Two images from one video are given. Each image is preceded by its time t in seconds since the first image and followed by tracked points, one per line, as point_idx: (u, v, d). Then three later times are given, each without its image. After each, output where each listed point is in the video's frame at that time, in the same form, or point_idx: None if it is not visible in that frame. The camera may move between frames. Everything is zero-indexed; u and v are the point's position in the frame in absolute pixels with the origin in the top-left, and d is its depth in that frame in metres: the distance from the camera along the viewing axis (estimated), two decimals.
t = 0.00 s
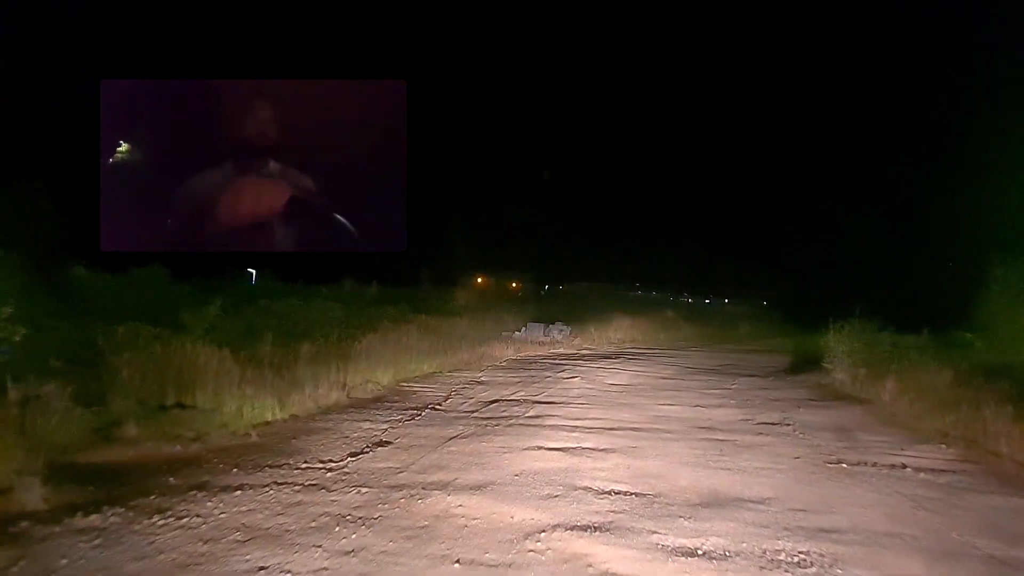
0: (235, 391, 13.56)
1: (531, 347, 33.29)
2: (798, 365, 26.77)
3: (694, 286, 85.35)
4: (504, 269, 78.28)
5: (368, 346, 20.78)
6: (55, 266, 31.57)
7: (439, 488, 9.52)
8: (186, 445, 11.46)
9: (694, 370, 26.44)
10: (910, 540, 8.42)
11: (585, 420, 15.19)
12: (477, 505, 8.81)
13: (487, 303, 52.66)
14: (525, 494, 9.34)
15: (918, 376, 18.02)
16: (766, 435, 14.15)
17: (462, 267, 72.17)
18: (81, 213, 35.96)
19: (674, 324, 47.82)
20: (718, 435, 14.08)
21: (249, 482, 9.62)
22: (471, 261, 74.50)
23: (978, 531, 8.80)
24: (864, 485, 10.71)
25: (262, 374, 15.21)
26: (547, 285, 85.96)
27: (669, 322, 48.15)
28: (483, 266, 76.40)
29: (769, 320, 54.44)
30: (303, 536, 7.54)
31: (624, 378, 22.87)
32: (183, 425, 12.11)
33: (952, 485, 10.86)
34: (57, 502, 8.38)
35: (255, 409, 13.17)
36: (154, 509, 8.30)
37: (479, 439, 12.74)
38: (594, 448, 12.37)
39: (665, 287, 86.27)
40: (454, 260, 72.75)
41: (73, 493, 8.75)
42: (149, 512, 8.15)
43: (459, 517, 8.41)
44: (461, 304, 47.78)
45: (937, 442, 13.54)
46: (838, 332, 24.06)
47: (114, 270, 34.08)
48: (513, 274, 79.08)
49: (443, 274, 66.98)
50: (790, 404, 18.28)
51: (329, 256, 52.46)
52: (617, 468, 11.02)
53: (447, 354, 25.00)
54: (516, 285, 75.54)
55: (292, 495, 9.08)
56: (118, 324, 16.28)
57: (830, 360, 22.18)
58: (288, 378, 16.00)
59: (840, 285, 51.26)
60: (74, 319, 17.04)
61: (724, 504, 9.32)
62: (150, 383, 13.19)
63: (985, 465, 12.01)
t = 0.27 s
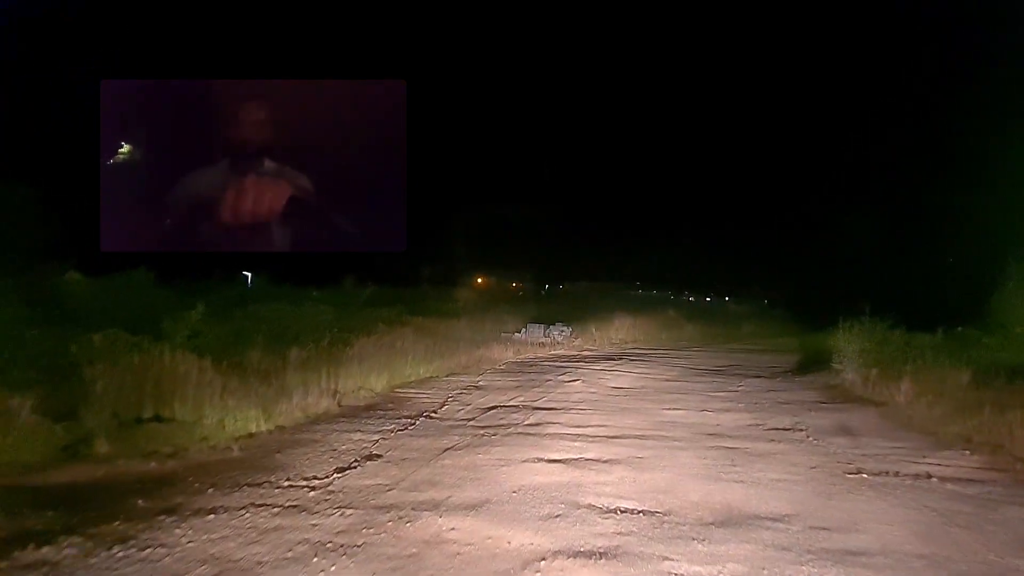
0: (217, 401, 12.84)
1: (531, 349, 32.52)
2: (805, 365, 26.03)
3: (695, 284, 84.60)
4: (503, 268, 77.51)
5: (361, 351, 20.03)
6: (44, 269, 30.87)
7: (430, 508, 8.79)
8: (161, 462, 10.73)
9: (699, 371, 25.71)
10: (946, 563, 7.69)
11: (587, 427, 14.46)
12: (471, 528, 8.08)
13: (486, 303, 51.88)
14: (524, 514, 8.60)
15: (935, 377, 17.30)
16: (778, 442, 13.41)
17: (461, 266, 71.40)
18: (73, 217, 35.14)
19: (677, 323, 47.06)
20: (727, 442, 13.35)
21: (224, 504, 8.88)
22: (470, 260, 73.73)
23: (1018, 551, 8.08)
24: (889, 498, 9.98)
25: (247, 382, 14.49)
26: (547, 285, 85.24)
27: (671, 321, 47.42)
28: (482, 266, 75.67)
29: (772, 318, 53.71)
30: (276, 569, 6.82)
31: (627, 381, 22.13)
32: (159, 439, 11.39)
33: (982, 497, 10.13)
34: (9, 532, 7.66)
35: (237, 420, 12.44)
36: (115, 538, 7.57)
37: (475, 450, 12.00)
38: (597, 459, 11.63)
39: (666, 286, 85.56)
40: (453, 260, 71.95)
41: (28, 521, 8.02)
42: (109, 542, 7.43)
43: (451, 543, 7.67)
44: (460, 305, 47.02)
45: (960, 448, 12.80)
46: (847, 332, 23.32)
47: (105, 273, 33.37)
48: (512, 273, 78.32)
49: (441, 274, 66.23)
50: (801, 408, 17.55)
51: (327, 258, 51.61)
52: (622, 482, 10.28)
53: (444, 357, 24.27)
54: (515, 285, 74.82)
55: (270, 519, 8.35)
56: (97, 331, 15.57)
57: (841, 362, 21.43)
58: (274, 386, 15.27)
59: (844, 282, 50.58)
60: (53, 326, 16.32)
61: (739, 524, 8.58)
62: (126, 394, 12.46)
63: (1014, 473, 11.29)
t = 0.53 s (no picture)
0: (197, 408, 12.09)
1: (531, 349, 31.72)
2: (813, 363, 25.29)
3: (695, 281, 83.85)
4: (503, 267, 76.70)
5: (354, 354, 19.25)
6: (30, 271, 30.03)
7: (419, 526, 8.10)
8: (134, 476, 10.03)
9: (703, 371, 24.96)
10: None
11: (588, 432, 13.75)
12: (463, 549, 7.38)
13: (485, 303, 51.08)
14: (521, 532, 7.91)
15: (951, 377, 16.58)
16: (791, 446, 12.71)
17: (460, 265, 70.58)
18: (71, 216, 34.21)
19: (678, 322, 46.27)
20: (738, 448, 12.64)
21: (195, 525, 8.18)
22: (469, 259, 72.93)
23: None
24: (914, 509, 9.29)
25: (230, 388, 13.73)
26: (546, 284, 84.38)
27: (672, 320, 46.67)
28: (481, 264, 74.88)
29: (775, 316, 53.02)
30: None
31: (629, 382, 21.39)
32: (132, 451, 10.67)
33: (1013, 506, 9.44)
34: None
35: (218, 429, 11.71)
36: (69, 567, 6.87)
37: (470, 459, 11.28)
38: (599, 468, 10.92)
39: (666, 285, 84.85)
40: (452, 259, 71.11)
41: None
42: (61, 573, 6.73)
43: (441, 567, 6.98)
44: (458, 305, 46.24)
45: (984, 452, 12.10)
46: (856, 329, 22.58)
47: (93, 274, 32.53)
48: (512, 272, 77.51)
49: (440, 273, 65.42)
50: (811, 409, 16.83)
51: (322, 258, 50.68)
52: (627, 493, 9.59)
53: (441, 359, 23.51)
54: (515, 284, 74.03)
55: (243, 541, 7.65)
56: (74, 337, 14.76)
57: (851, 361, 20.68)
58: (261, 392, 14.53)
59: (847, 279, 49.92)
60: (28, 332, 15.50)
61: (755, 541, 7.89)
62: (98, 404, 11.72)
63: None
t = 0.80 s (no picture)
0: (173, 416, 11.36)
1: (530, 351, 30.94)
2: (821, 364, 24.53)
3: (697, 279, 83.02)
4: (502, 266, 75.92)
5: (346, 358, 18.46)
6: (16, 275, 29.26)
7: (405, 550, 7.37)
8: (100, 492, 9.32)
9: (708, 372, 24.22)
10: None
11: (590, 439, 13.03)
12: None
13: (484, 303, 50.31)
14: (517, 555, 7.20)
15: (970, 380, 15.87)
16: (806, 455, 11.97)
17: (459, 264, 69.81)
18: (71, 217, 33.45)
19: (680, 322, 45.49)
20: (749, 456, 11.91)
21: (157, 549, 7.45)
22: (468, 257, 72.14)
23: None
24: (945, 526, 8.56)
25: (211, 395, 13.01)
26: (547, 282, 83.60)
27: (674, 319, 45.95)
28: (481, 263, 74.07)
29: (778, 315, 52.30)
30: None
31: (632, 385, 20.66)
32: (100, 465, 9.95)
33: None
34: None
35: (195, 438, 10.97)
36: None
37: (463, 471, 10.54)
38: (603, 480, 10.19)
39: (667, 284, 84.10)
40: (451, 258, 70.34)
41: None
42: None
43: None
44: (456, 305, 45.48)
45: (1012, 461, 11.36)
46: (867, 329, 21.81)
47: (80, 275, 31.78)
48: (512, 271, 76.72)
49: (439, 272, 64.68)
50: (823, 413, 16.11)
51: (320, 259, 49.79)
52: (633, 508, 8.88)
53: (437, 362, 22.78)
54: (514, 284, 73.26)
55: (209, 569, 6.93)
56: (45, 343, 14.05)
57: (862, 362, 19.92)
58: (245, 399, 13.77)
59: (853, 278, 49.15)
60: None
61: (775, 565, 7.17)
62: (67, 414, 11.01)
63: None
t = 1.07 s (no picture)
0: (146, 419, 10.70)
1: (529, 353, 30.24)
2: (829, 372, 23.81)
3: (699, 282, 82.26)
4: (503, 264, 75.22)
5: (337, 359, 17.79)
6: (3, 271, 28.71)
7: None
8: (60, 503, 8.66)
9: (712, 379, 23.54)
10: None
11: (591, 451, 12.34)
12: None
13: (482, 304, 49.62)
14: None
15: (990, 394, 15.17)
16: (820, 471, 11.29)
17: (459, 264, 69.14)
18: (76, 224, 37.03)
19: (682, 325, 44.78)
20: (760, 472, 11.22)
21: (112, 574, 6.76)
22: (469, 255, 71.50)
23: None
24: (978, 556, 7.86)
25: (189, 397, 12.36)
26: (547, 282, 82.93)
27: (676, 323, 45.30)
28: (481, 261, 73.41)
29: (781, 320, 51.62)
30: None
31: (634, 391, 19.99)
32: (63, 474, 9.29)
33: None
34: None
35: (169, 445, 10.28)
36: None
37: (456, 486, 9.84)
38: (605, 498, 9.49)
39: (669, 286, 83.39)
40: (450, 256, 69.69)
41: None
42: None
43: None
44: (454, 305, 44.79)
45: None
46: (878, 337, 21.09)
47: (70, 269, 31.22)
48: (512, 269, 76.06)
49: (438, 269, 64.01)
50: (834, 425, 15.41)
51: (311, 254, 49.61)
52: (639, 531, 8.17)
53: (433, 363, 22.13)
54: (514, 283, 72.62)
55: None
56: (17, 341, 13.50)
57: (873, 372, 19.20)
58: (227, 401, 13.10)
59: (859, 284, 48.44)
60: None
61: None
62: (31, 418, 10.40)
63: None
